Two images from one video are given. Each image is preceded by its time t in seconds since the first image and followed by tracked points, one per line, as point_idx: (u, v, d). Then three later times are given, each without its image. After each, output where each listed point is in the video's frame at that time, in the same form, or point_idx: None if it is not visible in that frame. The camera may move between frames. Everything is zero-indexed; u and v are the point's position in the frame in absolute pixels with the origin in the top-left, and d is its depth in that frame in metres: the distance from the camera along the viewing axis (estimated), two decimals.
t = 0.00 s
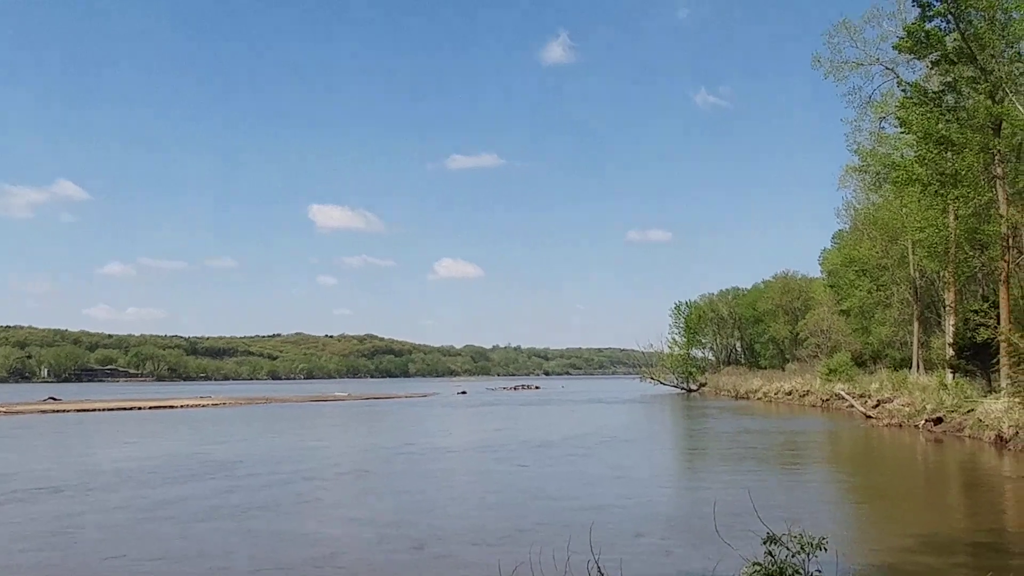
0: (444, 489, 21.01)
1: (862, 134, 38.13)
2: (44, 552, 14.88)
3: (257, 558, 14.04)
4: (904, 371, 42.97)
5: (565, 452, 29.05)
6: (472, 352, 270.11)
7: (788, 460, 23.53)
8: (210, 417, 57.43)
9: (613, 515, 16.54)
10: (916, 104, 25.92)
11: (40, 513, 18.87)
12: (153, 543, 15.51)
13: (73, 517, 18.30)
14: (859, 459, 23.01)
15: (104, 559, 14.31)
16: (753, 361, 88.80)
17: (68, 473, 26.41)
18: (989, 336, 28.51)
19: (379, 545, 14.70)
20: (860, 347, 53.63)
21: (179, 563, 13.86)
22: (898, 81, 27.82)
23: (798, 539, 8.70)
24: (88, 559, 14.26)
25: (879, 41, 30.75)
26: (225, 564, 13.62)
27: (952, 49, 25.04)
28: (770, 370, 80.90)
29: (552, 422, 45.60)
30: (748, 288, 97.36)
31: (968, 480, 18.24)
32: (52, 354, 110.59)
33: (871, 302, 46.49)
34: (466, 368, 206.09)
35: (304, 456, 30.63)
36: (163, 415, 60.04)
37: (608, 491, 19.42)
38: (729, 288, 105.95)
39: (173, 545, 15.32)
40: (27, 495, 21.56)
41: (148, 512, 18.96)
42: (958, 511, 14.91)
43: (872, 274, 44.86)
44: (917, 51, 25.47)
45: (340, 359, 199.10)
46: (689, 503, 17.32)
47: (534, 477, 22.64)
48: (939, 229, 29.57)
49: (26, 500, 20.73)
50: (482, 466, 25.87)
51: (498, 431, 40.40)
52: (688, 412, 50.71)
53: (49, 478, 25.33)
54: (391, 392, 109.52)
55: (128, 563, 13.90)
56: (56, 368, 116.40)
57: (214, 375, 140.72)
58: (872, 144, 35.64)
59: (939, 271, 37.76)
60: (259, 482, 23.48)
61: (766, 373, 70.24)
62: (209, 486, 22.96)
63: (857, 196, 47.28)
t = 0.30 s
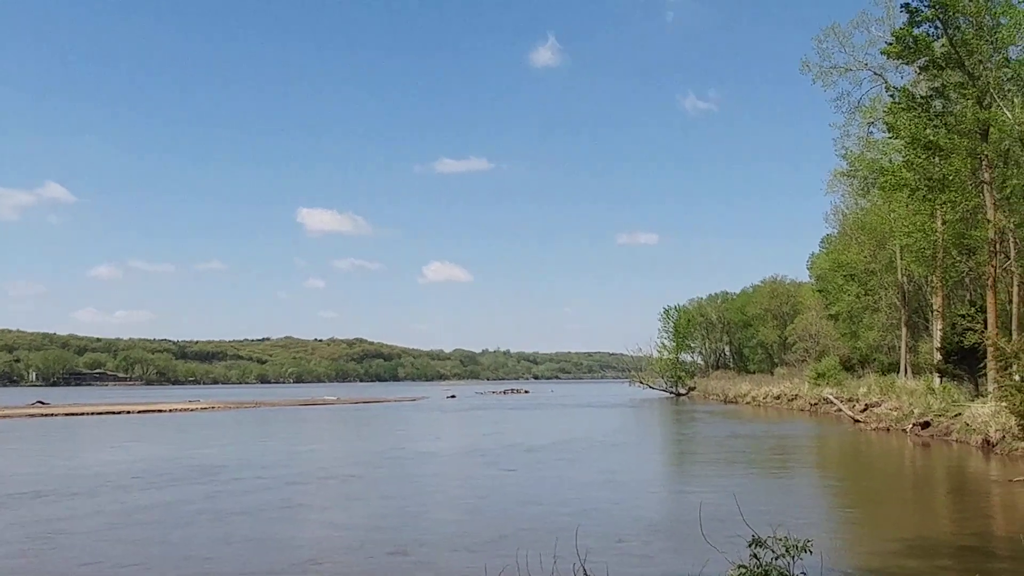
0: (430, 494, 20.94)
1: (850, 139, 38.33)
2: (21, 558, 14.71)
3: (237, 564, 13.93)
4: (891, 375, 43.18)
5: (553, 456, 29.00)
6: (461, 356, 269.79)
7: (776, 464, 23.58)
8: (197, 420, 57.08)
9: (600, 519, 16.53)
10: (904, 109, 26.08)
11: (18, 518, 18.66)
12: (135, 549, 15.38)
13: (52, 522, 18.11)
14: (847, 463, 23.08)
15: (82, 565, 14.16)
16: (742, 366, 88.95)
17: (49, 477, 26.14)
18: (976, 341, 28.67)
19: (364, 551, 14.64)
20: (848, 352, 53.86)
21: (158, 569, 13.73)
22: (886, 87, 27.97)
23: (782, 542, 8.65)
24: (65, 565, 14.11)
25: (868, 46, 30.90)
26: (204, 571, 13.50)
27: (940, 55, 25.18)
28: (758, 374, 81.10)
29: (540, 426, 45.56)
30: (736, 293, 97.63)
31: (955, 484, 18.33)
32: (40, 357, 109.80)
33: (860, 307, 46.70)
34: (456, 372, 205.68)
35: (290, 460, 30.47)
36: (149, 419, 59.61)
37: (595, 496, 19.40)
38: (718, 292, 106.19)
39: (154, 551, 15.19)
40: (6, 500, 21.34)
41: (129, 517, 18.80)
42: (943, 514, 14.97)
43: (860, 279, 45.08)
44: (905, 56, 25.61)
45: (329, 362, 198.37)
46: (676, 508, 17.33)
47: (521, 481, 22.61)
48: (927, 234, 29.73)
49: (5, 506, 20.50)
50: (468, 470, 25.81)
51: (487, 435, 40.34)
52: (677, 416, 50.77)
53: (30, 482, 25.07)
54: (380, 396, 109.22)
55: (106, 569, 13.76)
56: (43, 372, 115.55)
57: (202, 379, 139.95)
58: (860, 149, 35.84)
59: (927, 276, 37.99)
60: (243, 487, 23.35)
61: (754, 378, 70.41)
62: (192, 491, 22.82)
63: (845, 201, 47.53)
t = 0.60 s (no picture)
0: (416, 492, 20.89)
1: (834, 136, 38.54)
2: None
3: (221, 564, 13.87)
4: (875, 372, 43.54)
5: (540, 454, 29.01)
6: (447, 354, 269.49)
7: (763, 461, 23.70)
8: (181, 419, 56.69)
9: (587, 517, 16.55)
10: (887, 106, 26.27)
11: None
12: (116, 548, 15.28)
13: (32, 522, 17.95)
14: (833, 460, 23.22)
15: (63, 565, 14.06)
16: (727, 363, 89.39)
17: (30, 477, 25.89)
18: (960, 337, 28.93)
19: (349, 550, 14.58)
20: (832, 349, 54.24)
21: (140, 568, 13.65)
22: (870, 84, 28.13)
23: (763, 537, 8.64)
24: (46, 566, 13.98)
25: (852, 44, 31.05)
26: (188, 570, 13.43)
27: (923, 52, 25.34)
28: (744, 371, 81.57)
29: (527, 424, 45.58)
30: (721, 290, 98.05)
31: (939, 480, 18.50)
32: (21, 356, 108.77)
33: (844, 303, 47.11)
34: (442, 369, 205.49)
35: (275, 459, 30.32)
36: (131, 417, 59.10)
37: (582, 493, 19.43)
38: (704, 290, 106.61)
39: (136, 550, 15.09)
40: None
41: (110, 516, 18.67)
42: (927, 511, 15.09)
43: (845, 276, 45.43)
44: (888, 54, 25.77)
45: (315, 360, 197.58)
46: (663, 505, 17.38)
47: (508, 479, 22.60)
48: (911, 230, 29.98)
49: None
50: (454, 468, 25.77)
51: (473, 433, 40.27)
52: (663, 413, 50.95)
53: (9, 482, 24.81)
54: (367, 393, 108.89)
55: (86, 569, 13.64)
56: (25, 371, 114.36)
57: (186, 377, 139.03)
58: (844, 146, 36.10)
59: (912, 273, 38.29)
60: (227, 485, 23.20)
61: (740, 375, 70.81)
62: (175, 489, 22.65)
63: (829, 198, 47.86)
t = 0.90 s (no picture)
0: (390, 494, 20.74)
1: (807, 138, 38.92)
2: None
3: (189, 566, 13.67)
4: (848, 373, 44.06)
5: (514, 455, 28.96)
6: (422, 355, 268.71)
7: (738, 461, 23.86)
8: (151, 420, 56.02)
9: (562, 517, 16.55)
10: (860, 108, 26.64)
11: None
12: (82, 551, 14.99)
13: None
14: (807, 460, 23.42)
15: (26, 568, 13.76)
16: (701, 363, 90.01)
17: None
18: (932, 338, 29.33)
19: (320, 551, 14.44)
20: (805, 349, 54.82)
21: (105, 572, 13.41)
22: (842, 85, 28.45)
23: (735, 535, 8.64)
24: (8, 570, 13.68)
25: (825, 45, 31.36)
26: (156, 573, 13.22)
27: (895, 53, 25.66)
28: (717, 372, 82.20)
29: (502, 425, 45.51)
30: (695, 291, 98.72)
31: (911, 480, 18.71)
32: None
33: (817, 304, 47.66)
34: (417, 371, 204.75)
35: (247, 461, 29.98)
36: (101, 419, 58.21)
37: (557, 495, 19.43)
38: (678, 291, 107.29)
39: (102, 553, 14.82)
40: None
41: (77, 518, 18.34)
42: (899, 510, 15.22)
43: (818, 276, 45.97)
44: (861, 55, 26.09)
45: (288, 362, 195.91)
46: (639, 505, 17.41)
47: (483, 480, 22.50)
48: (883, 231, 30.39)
49: None
50: (428, 469, 25.67)
51: (447, 434, 40.08)
52: (637, 414, 51.19)
53: None
54: (342, 394, 108.23)
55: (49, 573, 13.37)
56: None
57: (158, 378, 137.34)
58: (817, 148, 36.57)
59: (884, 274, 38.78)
60: (197, 487, 22.90)
61: (714, 375, 71.34)
62: (144, 491, 22.32)
63: (802, 199, 48.37)
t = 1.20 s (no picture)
0: (370, 490, 20.66)
1: (784, 133, 39.21)
2: None
3: (165, 563, 13.58)
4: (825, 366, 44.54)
5: (494, 449, 28.97)
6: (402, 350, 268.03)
7: (718, 455, 24.02)
8: (126, 417, 55.42)
9: (543, 511, 16.58)
10: (836, 103, 26.91)
11: None
12: (56, 549, 14.84)
13: None
14: (786, 453, 23.66)
15: None
16: (680, 357, 90.56)
17: None
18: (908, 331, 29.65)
19: (299, 548, 14.36)
20: (782, 343, 55.30)
21: (79, 570, 13.27)
22: (818, 81, 28.71)
23: (711, 528, 8.68)
24: None
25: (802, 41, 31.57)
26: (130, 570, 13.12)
27: (870, 49, 25.96)
28: (696, 365, 82.76)
29: (482, 419, 45.52)
30: (674, 285, 99.27)
31: (889, 473, 18.94)
32: None
33: (795, 298, 48.13)
34: (396, 366, 204.28)
35: (224, 457, 29.76)
36: (77, 416, 57.54)
37: (538, 489, 19.48)
38: (657, 285, 107.81)
39: (76, 550, 14.68)
40: None
41: (51, 516, 18.16)
42: (876, 503, 15.39)
43: (795, 271, 46.64)
44: (837, 51, 26.38)
45: (266, 358, 194.69)
46: (619, 499, 17.48)
47: (464, 475, 22.48)
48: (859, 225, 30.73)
49: None
50: (407, 465, 25.62)
51: (426, 429, 40.02)
52: (617, 408, 51.42)
53: None
54: (322, 389, 107.73)
55: (22, 572, 13.21)
56: None
57: (136, 375, 135.98)
58: (794, 143, 36.90)
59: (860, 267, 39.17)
60: (174, 484, 22.74)
61: (692, 369, 71.80)
62: (119, 489, 22.09)
63: (780, 194, 48.75)
